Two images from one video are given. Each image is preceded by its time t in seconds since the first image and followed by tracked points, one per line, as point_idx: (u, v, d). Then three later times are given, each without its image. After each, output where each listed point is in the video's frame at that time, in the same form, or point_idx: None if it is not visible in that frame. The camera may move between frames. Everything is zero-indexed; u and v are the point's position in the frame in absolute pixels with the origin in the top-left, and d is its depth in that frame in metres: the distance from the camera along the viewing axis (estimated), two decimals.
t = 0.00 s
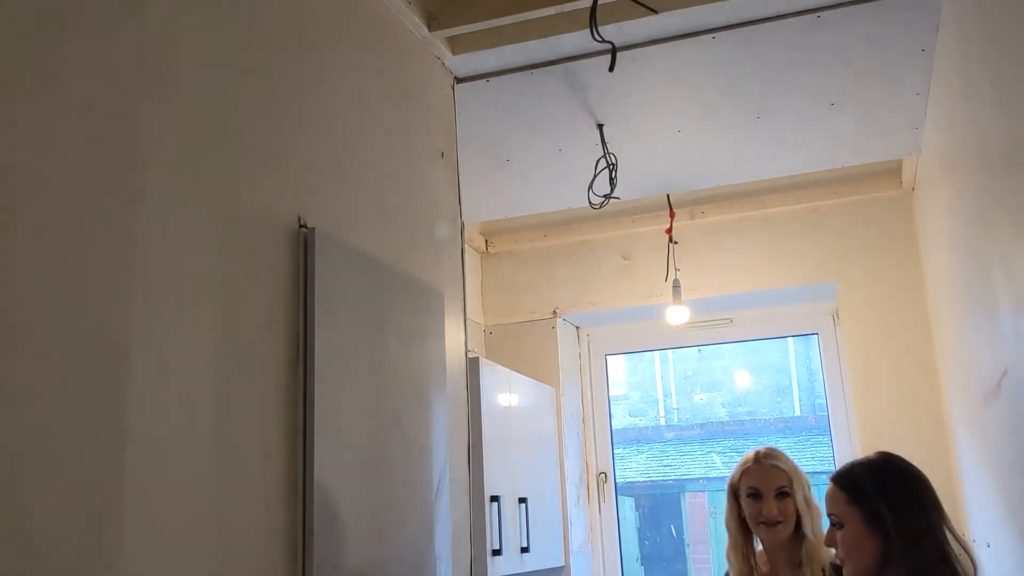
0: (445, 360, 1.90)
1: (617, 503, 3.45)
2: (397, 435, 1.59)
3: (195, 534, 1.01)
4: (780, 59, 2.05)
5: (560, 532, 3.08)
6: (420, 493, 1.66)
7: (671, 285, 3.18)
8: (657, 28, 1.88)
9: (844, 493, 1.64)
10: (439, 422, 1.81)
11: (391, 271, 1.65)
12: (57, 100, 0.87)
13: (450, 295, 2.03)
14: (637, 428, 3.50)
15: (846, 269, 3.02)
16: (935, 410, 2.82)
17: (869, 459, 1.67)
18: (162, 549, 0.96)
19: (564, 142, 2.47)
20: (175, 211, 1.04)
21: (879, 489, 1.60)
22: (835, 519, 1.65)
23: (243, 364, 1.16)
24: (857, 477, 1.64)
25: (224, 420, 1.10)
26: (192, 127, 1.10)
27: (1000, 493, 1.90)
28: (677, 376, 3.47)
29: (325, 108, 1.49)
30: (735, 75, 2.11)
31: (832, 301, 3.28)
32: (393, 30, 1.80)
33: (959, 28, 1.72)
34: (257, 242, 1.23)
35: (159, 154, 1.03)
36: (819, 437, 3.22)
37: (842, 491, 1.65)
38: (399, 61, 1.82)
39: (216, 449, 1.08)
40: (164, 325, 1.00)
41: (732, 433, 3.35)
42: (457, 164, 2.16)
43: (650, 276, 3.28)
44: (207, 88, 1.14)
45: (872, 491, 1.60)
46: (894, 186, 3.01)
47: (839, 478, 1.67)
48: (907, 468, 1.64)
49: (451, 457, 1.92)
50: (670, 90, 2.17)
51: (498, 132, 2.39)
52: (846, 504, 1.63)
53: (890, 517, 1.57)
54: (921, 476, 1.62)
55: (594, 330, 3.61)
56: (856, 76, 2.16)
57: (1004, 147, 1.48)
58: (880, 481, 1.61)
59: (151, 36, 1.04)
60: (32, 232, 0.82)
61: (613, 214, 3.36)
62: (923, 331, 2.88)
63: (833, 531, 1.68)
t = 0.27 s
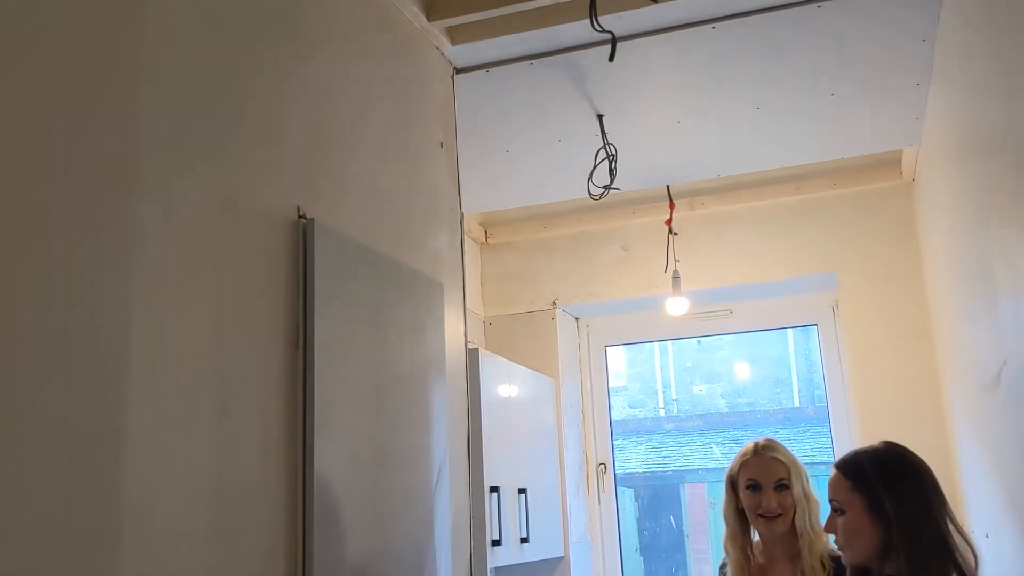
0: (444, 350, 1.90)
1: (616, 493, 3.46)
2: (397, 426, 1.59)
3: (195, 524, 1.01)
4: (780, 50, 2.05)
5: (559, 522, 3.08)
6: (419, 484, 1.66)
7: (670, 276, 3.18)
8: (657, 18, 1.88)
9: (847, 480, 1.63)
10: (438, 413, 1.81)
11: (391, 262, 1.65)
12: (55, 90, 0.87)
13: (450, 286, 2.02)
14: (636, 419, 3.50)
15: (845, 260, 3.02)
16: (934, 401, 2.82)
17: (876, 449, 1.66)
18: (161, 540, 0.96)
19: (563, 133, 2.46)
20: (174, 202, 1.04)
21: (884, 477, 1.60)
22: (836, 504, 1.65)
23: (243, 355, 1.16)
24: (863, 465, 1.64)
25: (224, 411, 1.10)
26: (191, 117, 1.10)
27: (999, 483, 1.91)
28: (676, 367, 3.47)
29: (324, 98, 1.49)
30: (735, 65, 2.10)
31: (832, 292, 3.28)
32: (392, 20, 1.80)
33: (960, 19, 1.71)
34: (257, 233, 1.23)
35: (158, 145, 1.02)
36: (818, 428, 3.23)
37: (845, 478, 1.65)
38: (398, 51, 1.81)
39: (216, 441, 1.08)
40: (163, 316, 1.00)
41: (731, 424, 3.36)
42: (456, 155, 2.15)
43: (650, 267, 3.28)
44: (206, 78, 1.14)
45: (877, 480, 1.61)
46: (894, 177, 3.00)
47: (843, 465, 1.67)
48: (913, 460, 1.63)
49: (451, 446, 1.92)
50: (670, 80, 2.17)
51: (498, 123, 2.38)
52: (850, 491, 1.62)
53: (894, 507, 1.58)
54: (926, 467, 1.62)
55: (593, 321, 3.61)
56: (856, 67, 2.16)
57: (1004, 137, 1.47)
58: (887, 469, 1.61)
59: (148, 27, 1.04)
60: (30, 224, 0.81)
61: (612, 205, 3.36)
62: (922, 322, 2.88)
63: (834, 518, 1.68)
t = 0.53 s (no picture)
0: (443, 342, 1.90)
1: (615, 485, 3.46)
2: (396, 418, 1.59)
3: (195, 515, 1.02)
4: (780, 41, 2.04)
5: (559, 514, 3.09)
6: (418, 475, 1.66)
7: (670, 268, 3.18)
8: (657, 9, 1.87)
9: (849, 475, 1.64)
10: (437, 405, 1.81)
11: (389, 254, 1.65)
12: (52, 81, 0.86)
13: (448, 278, 2.02)
14: (635, 411, 3.50)
15: (845, 252, 3.02)
16: (933, 393, 2.82)
17: (874, 443, 1.66)
18: (162, 532, 0.96)
19: (562, 124, 2.46)
20: (173, 193, 1.04)
21: (884, 472, 1.60)
22: (838, 500, 1.65)
23: (242, 347, 1.16)
24: (863, 460, 1.63)
25: (224, 404, 1.10)
26: (190, 108, 1.09)
27: (998, 474, 1.91)
28: (675, 359, 3.47)
29: (322, 89, 1.48)
30: (734, 56, 2.10)
31: (831, 284, 3.28)
32: (391, 10, 1.79)
33: (961, 9, 1.71)
34: (256, 225, 1.23)
35: (157, 136, 1.02)
36: (817, 420, 3.23)
37: (847, 473, 1.65)
38: (396, 42, 1.81)
39: (216, 433, 1.08)
40: (162, 308, 1.00)
41: (730, 416, 3.36)
42: (455, 147, 2.14)
43: (649, 259, 3.28)
44: (204, 69, 1.14)
45: (877, 474, 1.60)
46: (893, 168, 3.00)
47: (843, 460, 1.67)
48: (912, 453, 1.63)
49: (450, 438, 1.92)
50: (669, 72, 2.16)
51: (497, 115, 2.38)
52: (851, 486, 1.63)
53: (894, 500, 1.57)
54: (926, 459, 1.62)
55: (592, 313, 3.61)
56: (856, 58, 2.15)
57: (1005, 128, 1.47)
58: (886, 464, 1.61)
59: (146, 17, 1.03)
60: (29, 215, 0.81)
61: (611, 197, 3.35)
62: (921, 313, 2.88)
63: (836, 513, 1.68)
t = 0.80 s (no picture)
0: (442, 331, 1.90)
1: (614, 475, 3.47)
2: (395, 407, 1.59)
3: (196, 504, 1.02)
4: (780, 30, 2.03)
5: (557, 503, 3.10)
6: (418, 464, 1.67)
7: (669, 257, 3.18)
8: None
9: (844, 464, 1.64)
10: (437, 394, 1.81)
11: (388, 243, 1.64)
12: (50, 70, 0.86)
13: (448, 267, 2.02)
14: (634, 400, 3.50)
15: (844, 241, 3.02)
16: (931, 382, 2.83)
17: (870, 432, 1.65)
18: (162, 520, 0.96)
19: (561, 113, 2.46)
20: (172, 182, 1.04)
21: (879, 461, 1.60)
22: (834, 488, 1.65)
23: (242, 337, 1.16)
24: (858, 450, 1.63)
25: (224, 393, 1.10)
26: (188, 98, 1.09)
27: (996, 462, 1.92)
28: (674, 349, 3.48)
29: (321, 77, 1.48)
30: (734, 45, 2.09)
31: (829, 273, 3.28)
32: None
33: None
34: (255, 215, 1.23)
35: (156, 126, 1.02)
36: (816, 409, 3.24)
37: (842, 462, 1.65)
38: (395, 30, 1.80)
39: (216, 422, 1.08)
40: (161, 297, 1.00)
41: (729, 405, 3.36)
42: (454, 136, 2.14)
43: (648, 249, 3.28)
44: (202, 58, 1.13)
45: (872, 463, 1.60)
46: (892, 158, 3.00)
47: (839, 449, 1.66)
48: (907, 442, 1.62)
49: (449, 427, 1.93)
50: (669, 61, 2.16)
51: (496, 104, 2.37)
52: (846, 475, 1.63)
53: (888, 490, 1.58)
54: (921, 448, 1.61)
55: (591, 303, 3.61)
56: (856, 47, 2.15)
57: (1004, 116, 1.47)
58: (881, 454, 1.61)
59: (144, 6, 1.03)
60: (27, 203, 0.81)
61: (610, 186, 3.35)
62: (920, 302, 2.89)
63: (832, 500, 1.68)
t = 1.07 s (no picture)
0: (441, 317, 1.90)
1: (613, 460, 3.49)
2: (394, 393, 1.60)
3: (197, 489, 1.03)
4: (780, 15, 2.02)
5: (556, 489, 3.11)
6: (417, 450, 1.67)
7: (668, 244, 3.17)
8: None
9: (845, 450, 1.65)
10: (436, 381, 1.81)
11: (387, 229, 1.64)
12: (48, 56, 0.86)
13: (447, 254, 2.02)
14: (633, 387, 3.51)
15: (844, 228, 3.02)
16: (930, 368, 2.83)
17: (873, 418, 1.66)
18: (164, 504, 0.97)
19: (561, 100, 2.45)
20: (172, 169, 1.04)
21: (878, 448, 1.60)
22: (835, 473, 1.67)
23: (241, 323, 1.16)
24: (859, 436, 1.64)
25: (224, 379, 1.11)
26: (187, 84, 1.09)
27: (993, 448, 1.92)
28: (673, 335, 3.48)
29: (320, 62, 1.47)
30: (734, 31, 2.08)
31: (829, 260, 3.28)
32: None
33: None
34: (256, 201, 1.23)
35: (156, 112, 1.02)
36: (814, 395, 3.24)
37: (844, 447, 1.66)
38: (393, 15, 1.79)
39: (216, 407, 1.08)
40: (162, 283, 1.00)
41: (728, 392, 3.37)
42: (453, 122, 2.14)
43: (648, 236, 3.27)
44: (201, 44, 1.13)
45: (870, 449, 1.61)
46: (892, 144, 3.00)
47: (842, 435, 1.68)
48: (910, 430, 1.62)
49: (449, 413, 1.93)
50: (668, 47, 2.15)
51: (495, 90, 2.37)
52: (847, 460, 1.64)
53: (884, 476, 1.58)
54: (923, 437, 1.61)
55: (590, 290, 3.61)
56: (857, 33, 2.14)
57: (1004, 103, 1.46)
58: (880, 440, 1.61)
59: None
60: (28, 189, 0.81)
61: (609, 173, 3.35)
62: (920, 289, 2.89)
63: (834, 485, 1.70)
